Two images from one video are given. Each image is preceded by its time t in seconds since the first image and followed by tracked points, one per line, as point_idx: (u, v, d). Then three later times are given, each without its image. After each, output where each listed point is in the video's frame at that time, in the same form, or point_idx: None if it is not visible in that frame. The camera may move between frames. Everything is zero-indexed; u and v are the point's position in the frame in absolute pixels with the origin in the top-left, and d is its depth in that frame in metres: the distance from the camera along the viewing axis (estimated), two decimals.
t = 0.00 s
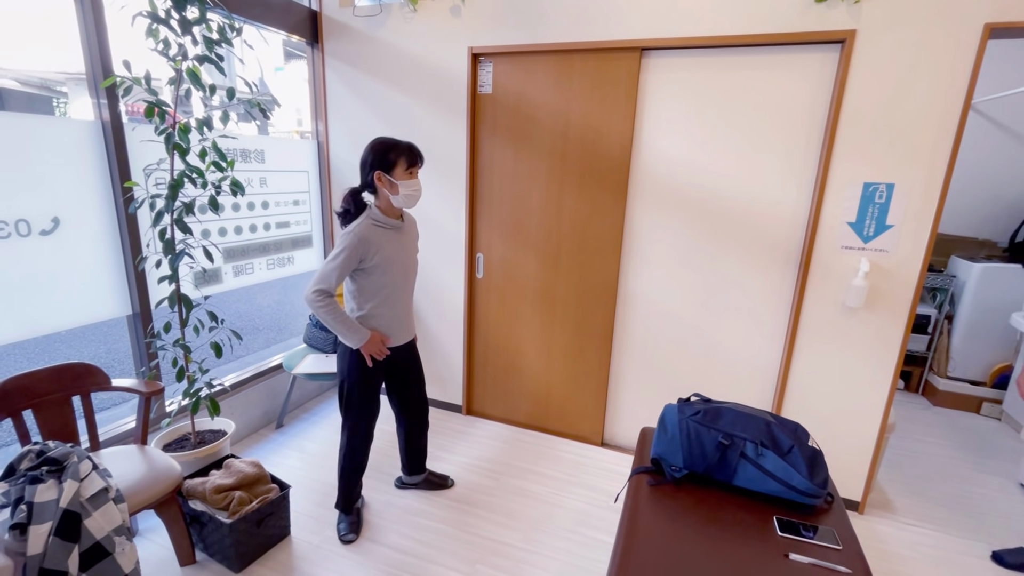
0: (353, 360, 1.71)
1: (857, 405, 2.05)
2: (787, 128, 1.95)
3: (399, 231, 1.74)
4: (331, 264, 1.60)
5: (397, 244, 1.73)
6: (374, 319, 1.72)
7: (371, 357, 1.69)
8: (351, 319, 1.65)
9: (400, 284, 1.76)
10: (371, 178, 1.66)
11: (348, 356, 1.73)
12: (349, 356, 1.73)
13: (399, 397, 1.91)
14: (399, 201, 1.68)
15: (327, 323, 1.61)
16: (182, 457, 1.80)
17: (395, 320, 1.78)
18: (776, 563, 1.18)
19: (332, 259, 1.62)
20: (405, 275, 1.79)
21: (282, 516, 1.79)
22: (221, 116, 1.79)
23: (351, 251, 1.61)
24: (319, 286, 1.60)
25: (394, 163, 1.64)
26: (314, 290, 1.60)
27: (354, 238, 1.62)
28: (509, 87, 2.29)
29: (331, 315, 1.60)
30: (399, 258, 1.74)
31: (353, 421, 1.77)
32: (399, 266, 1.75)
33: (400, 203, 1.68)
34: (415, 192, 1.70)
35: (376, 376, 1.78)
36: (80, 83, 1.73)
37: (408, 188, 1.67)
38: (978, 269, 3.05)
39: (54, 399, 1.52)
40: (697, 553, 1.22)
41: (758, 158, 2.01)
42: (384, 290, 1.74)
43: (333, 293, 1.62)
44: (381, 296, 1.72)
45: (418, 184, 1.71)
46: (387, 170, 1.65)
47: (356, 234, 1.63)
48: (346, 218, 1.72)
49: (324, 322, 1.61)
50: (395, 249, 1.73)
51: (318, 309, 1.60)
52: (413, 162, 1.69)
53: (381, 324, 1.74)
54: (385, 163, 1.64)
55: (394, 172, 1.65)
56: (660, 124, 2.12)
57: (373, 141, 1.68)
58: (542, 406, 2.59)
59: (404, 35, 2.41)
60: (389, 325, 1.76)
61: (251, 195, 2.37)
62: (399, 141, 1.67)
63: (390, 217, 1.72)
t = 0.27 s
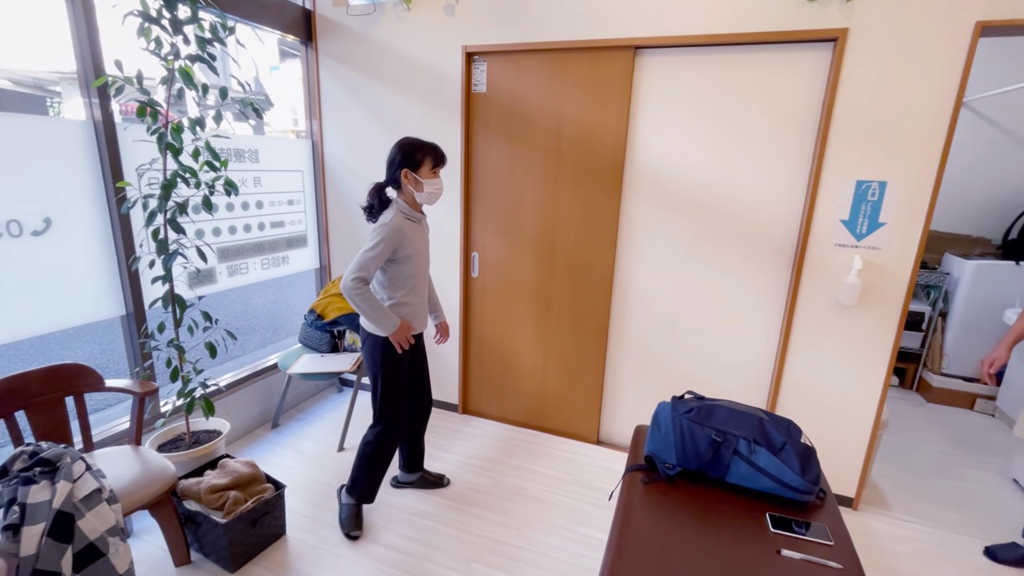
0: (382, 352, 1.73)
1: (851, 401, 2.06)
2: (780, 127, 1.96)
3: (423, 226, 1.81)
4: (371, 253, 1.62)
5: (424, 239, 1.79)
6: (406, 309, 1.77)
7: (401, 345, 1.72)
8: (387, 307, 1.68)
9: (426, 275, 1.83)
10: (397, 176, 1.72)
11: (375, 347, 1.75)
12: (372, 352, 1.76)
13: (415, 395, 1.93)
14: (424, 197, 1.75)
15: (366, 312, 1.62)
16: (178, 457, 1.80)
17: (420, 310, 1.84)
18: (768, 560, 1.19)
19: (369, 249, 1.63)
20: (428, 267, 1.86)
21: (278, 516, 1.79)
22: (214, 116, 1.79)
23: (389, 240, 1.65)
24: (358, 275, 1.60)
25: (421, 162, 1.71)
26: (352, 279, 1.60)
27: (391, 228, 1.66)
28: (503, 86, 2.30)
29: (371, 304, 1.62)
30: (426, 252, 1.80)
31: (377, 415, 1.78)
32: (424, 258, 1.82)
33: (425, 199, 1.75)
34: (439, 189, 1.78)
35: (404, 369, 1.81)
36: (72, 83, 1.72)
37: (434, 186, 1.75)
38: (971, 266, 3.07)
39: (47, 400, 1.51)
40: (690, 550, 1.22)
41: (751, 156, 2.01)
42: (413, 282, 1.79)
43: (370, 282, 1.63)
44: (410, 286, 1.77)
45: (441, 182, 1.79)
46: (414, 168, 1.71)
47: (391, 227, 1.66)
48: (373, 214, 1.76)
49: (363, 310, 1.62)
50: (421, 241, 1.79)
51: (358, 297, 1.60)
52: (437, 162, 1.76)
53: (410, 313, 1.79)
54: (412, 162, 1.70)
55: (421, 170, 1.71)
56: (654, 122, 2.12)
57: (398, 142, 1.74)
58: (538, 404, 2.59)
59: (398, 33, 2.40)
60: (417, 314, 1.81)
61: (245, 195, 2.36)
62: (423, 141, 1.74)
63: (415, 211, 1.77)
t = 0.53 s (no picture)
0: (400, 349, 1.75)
1: (838, 397, 2.08)
2: (767, 125, 1.97)
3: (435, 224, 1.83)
4: (389, 249, 1.64)
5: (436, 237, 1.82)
6: (421, 305, 1.79)
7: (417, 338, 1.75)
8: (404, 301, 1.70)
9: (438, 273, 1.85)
10: (410, 176, 1.74)
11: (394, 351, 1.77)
12: (390, 357, 1.78)
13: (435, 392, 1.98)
14: (435, 196, 1.78)
15: (385, 306, 1.63)
16: (166, 460, 1.78)
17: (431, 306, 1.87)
18: (756, 555, 1.20)
19: (388, 244, 1.65)
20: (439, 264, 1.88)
21: (268, 517, 1.78)
22: (200, 115, 1.77)
23: (406, 236, 1.67)
24: (377, 270, 1.61)
25: (433, 162, 1.73)
26: (372, 274, 1.61)
27: (408, 224, 1.68)
28: (493, 85, 2.29)
29: (390, 298, 1.63)
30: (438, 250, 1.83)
31: (409, 411, 1.83)
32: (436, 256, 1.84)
33: (436, 198, 1.78)
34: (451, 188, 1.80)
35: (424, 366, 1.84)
36: (54, 82, 1.70)
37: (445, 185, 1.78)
38: (957, 262, 3.11)
39: (32, 403, 1.49)
40: (679, 546, 1.23)
41: (739, 155, 2.03)
42: (426, 279, 1.82)
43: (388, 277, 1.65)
44: (423, 282, 1.80)
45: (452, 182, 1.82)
46: (426, 168, 1.73)
47: (408, 226, 1.68)
48: (385, 212, 1.78)
49: (383, 305, 1.63)
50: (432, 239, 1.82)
51: (378, 291, 1.61)
52: (448, 161, 1.78)
53: (423, 309, 1.81)
54: (424, 162, 1.72)
55: (434, 170, 1.73)
56: (643, 121, 2.13)
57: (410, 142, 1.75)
58: (530, 403, 2.60)
59: (386, 32, 2.39)
60: (429, 310, 1.84)
61: (233, 195, 2.34)
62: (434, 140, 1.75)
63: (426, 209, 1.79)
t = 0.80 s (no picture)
0: (416, 352, 1.77)
1: (823, 391, 2.11)
2: (751, 123, 1.99)
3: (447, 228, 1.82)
4: (403, 257, 1.64)
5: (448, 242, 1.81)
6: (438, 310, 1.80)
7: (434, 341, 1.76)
8: (420, 306, 1.72)
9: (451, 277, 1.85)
10: (421, 181, 1.72)
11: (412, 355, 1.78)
12: (408, 363, 1.79)
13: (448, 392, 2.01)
14: (447, 201, 1.78)
15: (402, 314, 1.65)
16: (149, 465, 1.75)
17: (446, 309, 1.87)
18: (742, 549, 1.21)
19: (402, 252, 1.65)
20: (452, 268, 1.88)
21: (255, 521, 1.76)
22: (180, 114, 1.74)
23: (419, 242, 1.67)
24: (392, 278, 1.62)
25: (445, 166, 1.72)
26: (388, 283, 1.62)
27: (421, 230, 1.68)
28: (479, 83, 2.28)
29: (407, 305, 1.64)
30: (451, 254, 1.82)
31: (428, 414, 1.83)
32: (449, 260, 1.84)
33: (448, 202, 1.77)
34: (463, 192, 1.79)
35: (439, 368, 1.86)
36: (28, 80, 1.66)
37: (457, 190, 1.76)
38: (937, 258, 3.16)
39: (9, 409, 1.46)
40: (666, 542, 1.24)
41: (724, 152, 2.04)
42: (439, 284, 1.82)
43: (403, 285, 1.66)
44: (437, 288, 1.80)
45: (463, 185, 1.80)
46: (437, 172, 1.72)
47: (420, 233, 1.68)
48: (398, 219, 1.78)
49: (400, 313, 1.64)
50: (444, 242, 1.83)
51: (395, 300, 1.63)
52: (459, 164, 1.77)
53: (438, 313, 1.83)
54: (436, 167, 1.71)
55: (445, 174, 1.72)
56: (629, 119, 2.14)
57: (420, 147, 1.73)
58: (519, 401, 2.60)
59: (370, 30, 2.37)
60: (445, 313, 1.85)
61: (215, 195, 2.31)
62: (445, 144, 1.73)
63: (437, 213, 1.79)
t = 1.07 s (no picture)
0: (436, 355, 1.77)
1: (804, 385, 2.14)
2: (732, 120, 2.01)
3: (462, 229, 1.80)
4: (426, 264, 1.63)
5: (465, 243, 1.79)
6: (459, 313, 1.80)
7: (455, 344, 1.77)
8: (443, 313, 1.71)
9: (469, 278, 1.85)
10: (438, 183, 1.70)
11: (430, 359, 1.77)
12: (423, 365, 1.79)
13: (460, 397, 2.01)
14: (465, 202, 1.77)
15: (426, 321, 1.65)
16: (127, 471, 1.71)
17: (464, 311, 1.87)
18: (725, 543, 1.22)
19: (424, 259, 1.64)
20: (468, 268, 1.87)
21: (238, 526, 1.74)
22: (155, 112, 1.70)
23: (442, 248, 1.66)
24: (416, 287, 1.62)
25: (461, 167, 1.69)
26: (411, 291, 1.62)
27: (443, 236, 1.66)
28: (462, 81, 2.27)
29: (431, 313, 1.64)
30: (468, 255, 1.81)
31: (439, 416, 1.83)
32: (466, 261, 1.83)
33: (466, 204, 1.76)
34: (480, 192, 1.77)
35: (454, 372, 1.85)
36: None
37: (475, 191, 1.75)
38: (913, 253, 3.24)
39: None
40: (651, 537, 1.25)
41: (706, 150, 2.06)
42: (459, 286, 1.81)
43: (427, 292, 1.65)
44: (457, 291, 1.80)
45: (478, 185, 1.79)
46: (454, 174, 1.70)
47: (441, 238, 1.66)
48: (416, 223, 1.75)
49: (427, 321, 1.65)
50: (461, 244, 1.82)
51: (419, 308, 1.63)
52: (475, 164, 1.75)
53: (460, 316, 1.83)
54: (453, 169, 1.68)
55: (462, 176, 1.70)
56: (612, 117, 2.14)
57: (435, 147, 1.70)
58: (506, 400, 2.59)
59: (351, 27, 2.35)
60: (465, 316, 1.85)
61: (193, 195, 2.26)
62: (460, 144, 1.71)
63: (455, 215, 1.78)
